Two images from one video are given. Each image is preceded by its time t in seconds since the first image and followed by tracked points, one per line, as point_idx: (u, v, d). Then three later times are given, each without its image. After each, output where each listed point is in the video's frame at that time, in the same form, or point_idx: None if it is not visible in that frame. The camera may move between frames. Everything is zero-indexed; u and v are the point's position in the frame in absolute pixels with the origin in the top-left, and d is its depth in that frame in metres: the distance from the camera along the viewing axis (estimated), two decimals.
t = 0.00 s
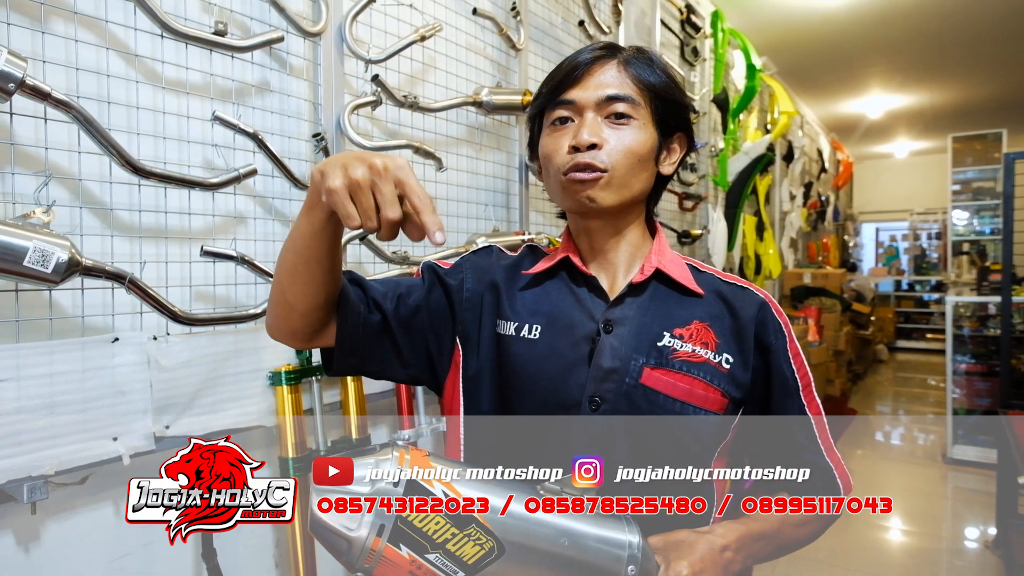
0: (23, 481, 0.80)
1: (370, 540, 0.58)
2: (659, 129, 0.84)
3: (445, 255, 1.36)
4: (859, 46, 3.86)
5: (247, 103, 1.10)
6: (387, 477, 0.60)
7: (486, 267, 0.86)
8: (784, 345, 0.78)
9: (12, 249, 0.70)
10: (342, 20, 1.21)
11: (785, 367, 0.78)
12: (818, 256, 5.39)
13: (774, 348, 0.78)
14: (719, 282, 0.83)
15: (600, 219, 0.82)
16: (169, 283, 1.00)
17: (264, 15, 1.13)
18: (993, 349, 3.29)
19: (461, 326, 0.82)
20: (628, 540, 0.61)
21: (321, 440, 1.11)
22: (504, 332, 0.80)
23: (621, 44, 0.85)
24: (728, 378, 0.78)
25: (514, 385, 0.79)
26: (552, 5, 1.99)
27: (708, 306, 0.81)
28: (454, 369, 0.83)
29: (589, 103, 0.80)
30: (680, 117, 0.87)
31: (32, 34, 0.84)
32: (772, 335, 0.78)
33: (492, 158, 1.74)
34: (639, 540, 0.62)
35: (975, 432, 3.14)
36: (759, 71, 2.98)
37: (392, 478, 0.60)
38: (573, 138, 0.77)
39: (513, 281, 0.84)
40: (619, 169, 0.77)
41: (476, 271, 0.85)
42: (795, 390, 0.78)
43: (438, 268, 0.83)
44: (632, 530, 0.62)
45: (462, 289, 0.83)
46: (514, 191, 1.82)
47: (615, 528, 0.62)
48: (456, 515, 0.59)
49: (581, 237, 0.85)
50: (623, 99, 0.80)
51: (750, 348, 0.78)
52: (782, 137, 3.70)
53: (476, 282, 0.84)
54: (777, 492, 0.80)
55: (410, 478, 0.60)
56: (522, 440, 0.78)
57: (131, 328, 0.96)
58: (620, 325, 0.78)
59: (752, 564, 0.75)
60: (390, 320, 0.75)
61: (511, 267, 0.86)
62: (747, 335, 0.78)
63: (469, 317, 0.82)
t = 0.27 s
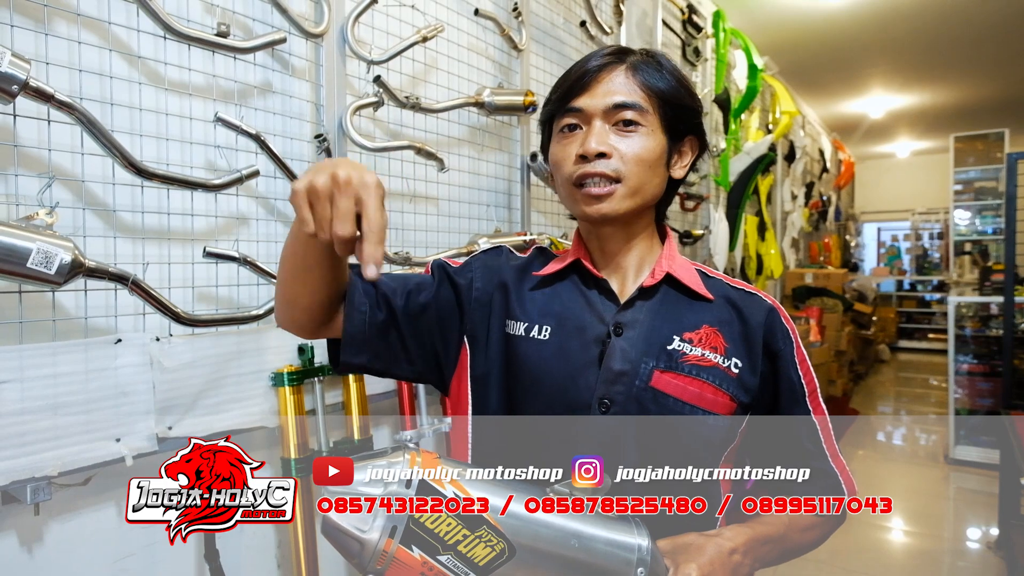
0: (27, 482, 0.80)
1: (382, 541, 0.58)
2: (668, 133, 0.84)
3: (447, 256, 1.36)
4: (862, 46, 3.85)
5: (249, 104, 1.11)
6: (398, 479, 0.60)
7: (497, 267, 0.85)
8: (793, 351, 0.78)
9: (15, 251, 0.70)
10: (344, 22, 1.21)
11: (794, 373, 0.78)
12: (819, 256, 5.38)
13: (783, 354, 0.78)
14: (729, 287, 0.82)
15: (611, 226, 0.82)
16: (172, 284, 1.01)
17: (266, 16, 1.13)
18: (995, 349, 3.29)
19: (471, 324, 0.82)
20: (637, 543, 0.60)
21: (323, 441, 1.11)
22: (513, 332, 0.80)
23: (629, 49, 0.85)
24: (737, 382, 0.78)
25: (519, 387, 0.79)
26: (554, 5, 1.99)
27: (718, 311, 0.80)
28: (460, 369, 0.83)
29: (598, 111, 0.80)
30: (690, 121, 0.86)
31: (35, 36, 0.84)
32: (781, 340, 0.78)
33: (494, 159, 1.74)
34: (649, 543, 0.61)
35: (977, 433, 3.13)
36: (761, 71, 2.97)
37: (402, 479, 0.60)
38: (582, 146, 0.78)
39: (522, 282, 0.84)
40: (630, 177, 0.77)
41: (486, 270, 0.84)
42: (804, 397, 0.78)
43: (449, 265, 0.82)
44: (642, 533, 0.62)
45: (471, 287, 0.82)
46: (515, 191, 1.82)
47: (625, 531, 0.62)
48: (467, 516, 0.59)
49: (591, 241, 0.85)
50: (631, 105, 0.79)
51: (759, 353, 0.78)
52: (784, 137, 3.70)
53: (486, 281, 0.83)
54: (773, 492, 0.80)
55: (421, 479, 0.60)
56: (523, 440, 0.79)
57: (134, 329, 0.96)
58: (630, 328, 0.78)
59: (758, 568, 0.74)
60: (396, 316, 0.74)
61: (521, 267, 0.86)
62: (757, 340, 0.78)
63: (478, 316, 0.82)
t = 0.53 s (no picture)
0: (27, 483, 0.80)
1: (378, 543, 0.59)
2: (652, 134, 0.83)
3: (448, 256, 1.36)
4: (863, 46, 3.85)
5: (249, 105, 1.11)
6: (394, 480, 0.60)
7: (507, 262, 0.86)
8: (792, 350, 0.78)
9: (15, 252, 0.70)
10: (344, 22, 1.21)
11: (793, 372, 0.78)
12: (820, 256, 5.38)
13: (782, 352, 0.78)
14: (728, 287, 0.82)
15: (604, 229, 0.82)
16: (172, 285, 1.01)
17: (266, 17, 1.13)
18: (996, 349, 3.29)
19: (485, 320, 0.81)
20: (633, 545, 0.60)
21: (323, 441, 1.11)
22: (517, 330, 0.80)
23: (606, 53, 0.85)
24: (737, 382, 0.78)
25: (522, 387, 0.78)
26: (554, 6, 1.99)
27: (717, 311, 0.80)
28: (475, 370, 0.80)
29: (577, 122, 0.79)
30: (674, 119, 0.85)
31: (35, 37, 0.84)
32: (780, 339, 0.78)
33: (495, 159, 1.73)
34: (646, 544, 0.61)
35: (979, 433, 3.13)
36: (761, 71, 2.97)
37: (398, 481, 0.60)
38: (565, 157, 0.77)
39: (523, 281, 0.85)
40: (616, 183, 0.77)
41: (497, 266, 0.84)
42: (804, 395, 0.78)
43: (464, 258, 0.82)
44: (639, 535, 0.61)
45: (485, 282, 0.82)
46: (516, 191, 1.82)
47: (621, 532, 0.61)
48: (463, 519, 0.59)
49: (588, 244, 0.85)
50: (611, 113, 0.79)
51: (759, 353, 0.78)
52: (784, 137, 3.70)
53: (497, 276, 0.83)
54: (773, 492, 0.80)
55: (417, 481, 0.60)
56: (524, 440, 0.79)
57: (134, 330, 0.96)
58: (630, 328, 0.78)
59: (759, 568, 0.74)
60: (423, 308, 0.72)
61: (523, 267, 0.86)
62: (757, 340, 0.78)
63: (491, 311, 0.81)
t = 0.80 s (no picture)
0: (26, 484, 0.80)
1: (390, 550, 0.59)
2: (667, 136, 0.83)
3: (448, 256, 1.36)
4: (863, 46, 3.85)
5: (249, 106, 1.10)
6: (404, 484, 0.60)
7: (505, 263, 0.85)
8: (791, 351, 0.79)
9: (14, 253, 0.70)
10: (344, 23, 1.21)
11: (792, 373, 0.78)
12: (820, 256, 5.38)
13: (782, 354, 0.79)
14: (729, 289, 0.83)
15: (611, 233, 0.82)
16: (172, 286, 1.00)
17: (266, 18, 1.13)
18: (997, 349, 3.29)
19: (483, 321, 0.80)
20: (642, 548, 0.60)
21: (323, 441, 1.11)
22: (519, 333, 0.80)
23: (624, 48, 0.84)
24: (739, 386, 0.78)
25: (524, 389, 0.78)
26: (554, 6, 1.99)
27: (719, 314, 0.80)
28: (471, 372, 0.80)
29: (595, 118, 0.79)
30: (688, 122, 0.86)
31: (34, 38, 0.84)
32: (780, 341, 0.79)
33: (495, 160, 1.73)
34: (654, 547, 0.61)
35: (979, 432, 3.12)
36: (761, 71, 2.97)
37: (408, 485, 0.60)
38: (581, 154, 0.77)
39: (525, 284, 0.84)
40: (630, 186, 0.77)
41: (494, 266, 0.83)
42: (803, 396, 0.78)
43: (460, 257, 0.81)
44: (647, 537, 0.62)
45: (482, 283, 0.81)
46: (516, 192, 1.82)
47: (630, 535, 0.61)
48: (473, 523, 0.58)
49: (592, 244, 0.85)
50: (630, 112, 0.79)
51: (761, 355, 0.78)
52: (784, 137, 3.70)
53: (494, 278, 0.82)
54: (773, 491, 0.80)
55: (427, 486, 0.59)
56: (525, 442, 0.78)
57: (134, 331, 0.96)
58: (634, 332, 0.78)
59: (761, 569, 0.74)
60: (417, 309, 0.73)
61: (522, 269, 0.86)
62: (758, 342, 0.78)
63: (489, 314, 0.80)
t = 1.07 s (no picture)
0: (26, 485, 0.80)
1: (393, 557, 0.58)
2: (678, 137, 0.83)
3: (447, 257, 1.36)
4: (863, 46, 3.85)
5: (249, 106, 1.11)
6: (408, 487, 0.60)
7: (506, 265, 0.84)
8: (796, 356, 0.79)
9: (13, 254, 0.70)
10: (344, 23, 1.21)
11: (797, 378, 0.78)
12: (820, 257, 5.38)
13: (787, 359, 0.78)
14: (733, 292, 0.82)
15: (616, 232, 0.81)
16: (171, 286, 1.00)
17: (265, 18, 1.13)
18: (997, 349, 3.28)
19: (479, 322, 0.80)
20: (647, 553, 0.60)
21: (323, 442, 1.11)
22: (520, 335, 0.80)
23: (638, 48, 0.84)
24: (743, 390, 0.77)
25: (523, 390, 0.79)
26: (554, 6, 1.99)
27: (723, 317, 0.80)
28: (466, 370, 0.81)
29: (608, 115, 0.79)
30: (699, 124, 0.86)
31: (34, 38, 0.84)
32: (785, 346, 0.79)
33: (494, 160, 1.73)
34: (658, 552, 0.61)
35: (979, 433, 3.12)
36: (761, 71, 2.97)
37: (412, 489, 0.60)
38: (592, 151, 0.77)
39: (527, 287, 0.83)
40: (638, 185, 0.77)
41: (493, 267, 0.83)
42: (808, 402, 0.78)
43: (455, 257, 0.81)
44: (651, 543, 0.62)
45: (479, 285, 0.81)
46: (515, 192, 1.82)
47: (634, 541, 0.61)
48: (479, 528, 0.58)
49: (596, 245, 0.85)
50: (643, 111, 0.79)
51: (765, 359, 0.78)
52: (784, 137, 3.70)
53: (491, 279, 0.82)
54: (773, 492, 0.81)
55: (431, 490, 0.59)
56: (523, 442, 0.79)
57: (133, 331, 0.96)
58: (636, 335, 0.78)
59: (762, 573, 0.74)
60: (405, 309, 0.72)
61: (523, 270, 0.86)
62: (763, 346, 0.78)
63: (486, 314, 0.81)
